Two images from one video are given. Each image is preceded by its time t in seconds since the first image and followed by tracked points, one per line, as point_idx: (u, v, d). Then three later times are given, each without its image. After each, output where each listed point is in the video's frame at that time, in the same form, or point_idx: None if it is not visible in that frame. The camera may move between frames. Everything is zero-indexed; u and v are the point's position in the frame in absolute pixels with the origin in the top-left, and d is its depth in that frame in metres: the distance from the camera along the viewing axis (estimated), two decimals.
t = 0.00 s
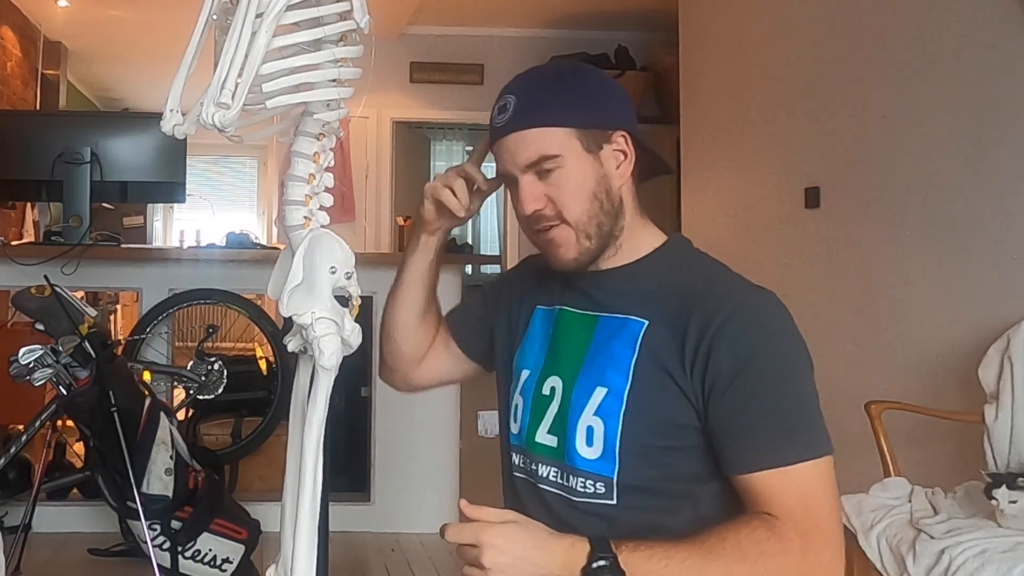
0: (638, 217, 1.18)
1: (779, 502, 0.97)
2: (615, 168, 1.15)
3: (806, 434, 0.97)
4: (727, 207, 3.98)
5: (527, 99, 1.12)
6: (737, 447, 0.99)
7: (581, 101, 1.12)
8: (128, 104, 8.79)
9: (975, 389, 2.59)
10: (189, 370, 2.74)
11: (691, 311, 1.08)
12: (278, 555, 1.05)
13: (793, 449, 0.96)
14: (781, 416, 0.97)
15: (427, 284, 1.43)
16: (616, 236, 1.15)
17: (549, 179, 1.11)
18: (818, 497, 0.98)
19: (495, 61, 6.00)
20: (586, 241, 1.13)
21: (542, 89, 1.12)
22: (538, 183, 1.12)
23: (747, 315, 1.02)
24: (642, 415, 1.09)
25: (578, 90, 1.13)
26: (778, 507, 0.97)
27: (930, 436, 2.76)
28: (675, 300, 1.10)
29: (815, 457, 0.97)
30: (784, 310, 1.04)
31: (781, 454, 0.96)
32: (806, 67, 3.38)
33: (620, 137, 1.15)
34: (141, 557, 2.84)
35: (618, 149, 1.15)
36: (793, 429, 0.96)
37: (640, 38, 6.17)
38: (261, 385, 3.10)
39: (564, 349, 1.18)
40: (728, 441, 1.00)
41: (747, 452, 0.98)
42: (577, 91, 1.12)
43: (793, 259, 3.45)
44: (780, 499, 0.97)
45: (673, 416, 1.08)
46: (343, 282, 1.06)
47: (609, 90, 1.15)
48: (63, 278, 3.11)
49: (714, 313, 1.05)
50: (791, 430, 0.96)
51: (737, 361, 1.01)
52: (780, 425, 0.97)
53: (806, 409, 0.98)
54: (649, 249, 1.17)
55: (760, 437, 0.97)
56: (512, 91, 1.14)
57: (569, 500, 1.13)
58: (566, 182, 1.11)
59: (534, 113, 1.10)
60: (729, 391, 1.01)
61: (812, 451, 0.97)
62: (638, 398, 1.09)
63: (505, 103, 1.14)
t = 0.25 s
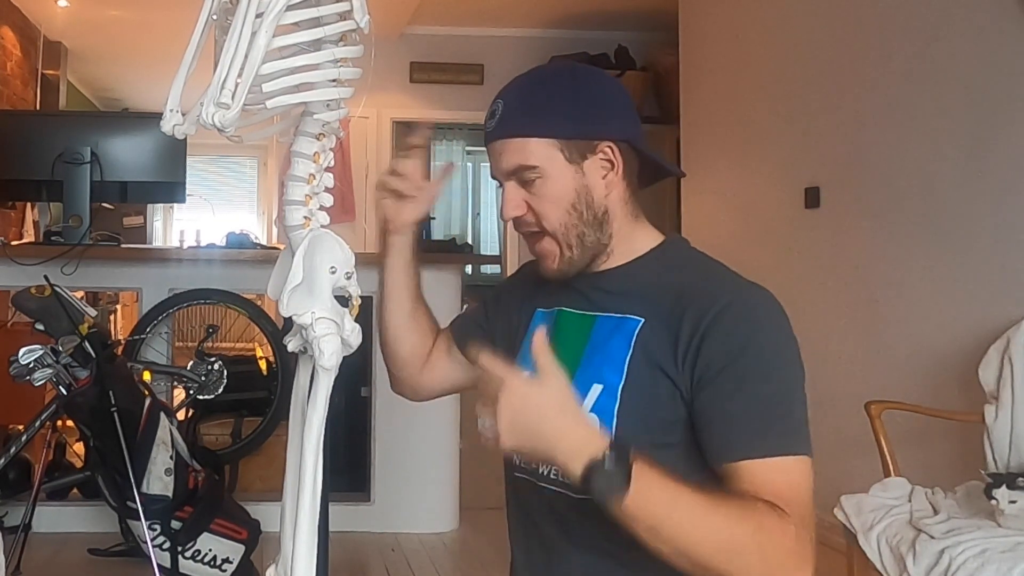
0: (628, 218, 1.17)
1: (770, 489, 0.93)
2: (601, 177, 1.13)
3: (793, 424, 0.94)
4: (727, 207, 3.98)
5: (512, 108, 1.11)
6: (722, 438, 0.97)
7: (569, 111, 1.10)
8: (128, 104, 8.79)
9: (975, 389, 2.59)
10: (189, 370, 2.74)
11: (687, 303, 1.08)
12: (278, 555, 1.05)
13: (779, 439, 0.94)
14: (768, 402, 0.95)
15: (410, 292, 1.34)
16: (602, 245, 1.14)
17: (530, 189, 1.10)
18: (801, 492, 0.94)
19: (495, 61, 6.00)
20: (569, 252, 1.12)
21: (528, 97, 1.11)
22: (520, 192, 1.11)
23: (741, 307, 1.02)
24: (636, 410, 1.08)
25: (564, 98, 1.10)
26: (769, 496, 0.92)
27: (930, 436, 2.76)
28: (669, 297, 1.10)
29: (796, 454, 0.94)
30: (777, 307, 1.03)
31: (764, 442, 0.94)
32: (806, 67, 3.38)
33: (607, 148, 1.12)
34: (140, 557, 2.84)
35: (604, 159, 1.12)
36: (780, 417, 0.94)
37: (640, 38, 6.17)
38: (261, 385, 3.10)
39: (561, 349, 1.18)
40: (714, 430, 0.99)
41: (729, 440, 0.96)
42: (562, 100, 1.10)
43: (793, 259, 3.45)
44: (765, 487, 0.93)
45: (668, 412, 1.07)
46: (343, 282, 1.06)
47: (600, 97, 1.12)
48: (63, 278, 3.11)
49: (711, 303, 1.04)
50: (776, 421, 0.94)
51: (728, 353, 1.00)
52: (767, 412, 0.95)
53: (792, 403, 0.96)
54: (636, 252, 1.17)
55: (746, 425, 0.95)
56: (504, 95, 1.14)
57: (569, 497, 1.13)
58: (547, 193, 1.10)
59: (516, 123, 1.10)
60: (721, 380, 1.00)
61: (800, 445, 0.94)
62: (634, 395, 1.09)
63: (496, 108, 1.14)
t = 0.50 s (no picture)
0: (627, 215, 1.18)
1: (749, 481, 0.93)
2: (602, 175, 1.14)
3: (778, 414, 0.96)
4: (727, 207, 3.98)
5: (513, 109, 1.10)
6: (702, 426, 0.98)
7: (571, 112, 1.09)
8: (128, 104, 8.79)
9: (975, 389, 2.59)
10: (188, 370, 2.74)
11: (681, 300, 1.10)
12: (278, 555, 1.05)
13: (761, 429, 0.95)
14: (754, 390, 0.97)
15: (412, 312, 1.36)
16: (603, 242, 1.15)
17: (532, 192, 1.10)
18: (783, 481, 0.94)
19: (495, 61, 6.00)
20: (569, 249, 1.13)
21: (529, 98, 1.10)
22: (523, 195, 1.11)
23: (732, 301, 1.04)
24: (631, 406, 1.10)
25: (565, 99, 1.10)
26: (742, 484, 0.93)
27: (930, 436, 2.76)
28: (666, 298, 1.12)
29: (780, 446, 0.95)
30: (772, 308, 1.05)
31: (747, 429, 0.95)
32: (805, 67, 3.38)
33: (608, 146, 1.12)
34: (140, 557, 2.84)
35: (604, 157, 1.13)
36: (765, 404, 0.96)
37: (640, 38, 6.17)
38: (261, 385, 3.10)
39: (561, 352, 1.19)
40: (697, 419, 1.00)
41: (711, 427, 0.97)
42: (562, 100, 1.10)
43: (793, 259, 3.45)
44: (742, 472, 0.94)
45: (664, 409, 1.08)
46: (343, 282, 1.06)
47: (599, 95, 1.12)
48: (63, 278, 3.12)
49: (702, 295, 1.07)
50: (762, 414, 0.95)
51: (719, 345, 1.02)
52: (751, 397, 0.96)
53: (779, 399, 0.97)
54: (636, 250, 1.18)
55: (732, 412, 0.96)
56: (504, 95, 1.13)
57: (567, 501, 1.14)
58: (550, 195, 1.10)
59: (518, 125, 1.09)
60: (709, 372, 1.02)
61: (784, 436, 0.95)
62: (630, 394, 1.10)
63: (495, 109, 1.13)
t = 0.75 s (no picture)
0: (615, 220, 1.12)
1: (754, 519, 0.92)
2: (586, 182, 1.09)
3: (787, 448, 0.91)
4: (727, 207, 3.98)
5: (491, 115, 1.07)
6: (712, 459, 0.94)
7: (549, 119, 1.05)
8: (128, 104, 8.80)
9: (975, 389, 2.59)
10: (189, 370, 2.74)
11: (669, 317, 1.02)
12: (278, 555, 1.05)
13: (766, 463, 0.91)
14: (755, 427, 0.92)
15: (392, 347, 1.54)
16: (587, 250, 1.10)
17: (512, 197, 1.08)
18: (797, 510, 0.93)
19: (495, 61, 6.00)
20: (551, 257, 1.10)
21: (507, 102, 1.06)
22: (502, 201, 1.09)
23: (725, 329, 0.96)
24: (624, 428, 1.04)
25: (544, 104, 1.06)
26: (749, 521, 0.92)
27: (930, 436, 2.76)
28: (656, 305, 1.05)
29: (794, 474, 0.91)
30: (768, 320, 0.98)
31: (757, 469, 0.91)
32: (805, 67, 3.38)
33: (590, 153, 1.07)
34: (140, 557, 2.84)
35: (587, 164, 1.08)
36: (771, 443, 0.91)
37: (640, 38, 6.17)
38: (261, 385, 3.10)
39: (549, 361, 1.14)
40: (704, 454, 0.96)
41: (722, 466, 0.93)
42: (541, 106, 1.06)
43: (793, 259, 3.45)
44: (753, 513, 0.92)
45: (660, 421, 1.02)
46: (343, 282, 1.06)
47: (583, 99, 1.07)
48: (63, 277, 3.12)
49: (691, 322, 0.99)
50: (768, 448, 0.91)
51: (714, 375, 0.95)
52: (757, 438, 0.91)
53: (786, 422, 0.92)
54: (625, 254, 1.11)
55: (736, 452, 0.92)
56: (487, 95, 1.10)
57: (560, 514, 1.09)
58: (528, 202, 1.07)
59: (495, 131, 1.06)
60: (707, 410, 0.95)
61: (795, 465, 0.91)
62: (622, 412, 1.04)
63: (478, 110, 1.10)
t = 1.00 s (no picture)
0: (600, 230, 1.11)
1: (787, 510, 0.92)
2: (569, 197, 1.08)
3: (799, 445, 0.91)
4: (727, 207, 3.98)
5: (473, 128, 1.05)
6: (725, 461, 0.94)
7: (533, 135, 1.03)
8: (128, 104, 8.80)
9: (975, 389, 2.59)
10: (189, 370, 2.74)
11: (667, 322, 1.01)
12: (278, 555, 1.06)
13: (779, 463, 0.90)
14: (767, 427, 0.91)
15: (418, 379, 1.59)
16: (573, 262, 1.10)
17: (496, 213, 1.06)
18: (821, 498, 0.93)
19: (495, 61, 6.00)
20: (536, 272, 1.08)
21: (490, 116, 1.04)
22: (484, 217, 1.07)
23: (728, 331, 0.95)
24: (625, 435, 1.03)
25: (527, 118, 1.04)
26: (792, 515, 0.92)
27: (931, 436, 2.76)
28: (652, 307, 1.04)
29: (810, 465, 0.91)
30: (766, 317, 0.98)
31: (773, 468, 0.91)
32: (806, 67, 3.38)
33: (575, 169, 1.06)
34: (140, 557, 2.84)
35: (572, 180, 1.07)
36: (782, 442, 0.91)
37: (640, 38, 6.17)
38: (261, 385, 3.10)
39: (543, 372, 1.13)
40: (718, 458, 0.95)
41: (736, 469, 0.93)
42: (525, 120, 1.03)
43: (793, 259, 3.45)
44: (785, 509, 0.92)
45: (663, 427, 1.02)
46: (342, 282, 1.06)
47: (568, 113, 1.05)
48: (64, 277, 3.12)
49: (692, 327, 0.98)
50: (781, 447, 0.91)
51: (715, 381, 0.94)
52: (769, 440, 0.91)
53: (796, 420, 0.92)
54: (612, 259, 1.11)
55: (748, 454, 0.92)
56: (467, 106, 1.08)
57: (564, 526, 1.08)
58: (511, 218, 1.06)
59: (477, 146, 1.04)
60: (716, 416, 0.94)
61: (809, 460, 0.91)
62: (623, 420, 1.03)
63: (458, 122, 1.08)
